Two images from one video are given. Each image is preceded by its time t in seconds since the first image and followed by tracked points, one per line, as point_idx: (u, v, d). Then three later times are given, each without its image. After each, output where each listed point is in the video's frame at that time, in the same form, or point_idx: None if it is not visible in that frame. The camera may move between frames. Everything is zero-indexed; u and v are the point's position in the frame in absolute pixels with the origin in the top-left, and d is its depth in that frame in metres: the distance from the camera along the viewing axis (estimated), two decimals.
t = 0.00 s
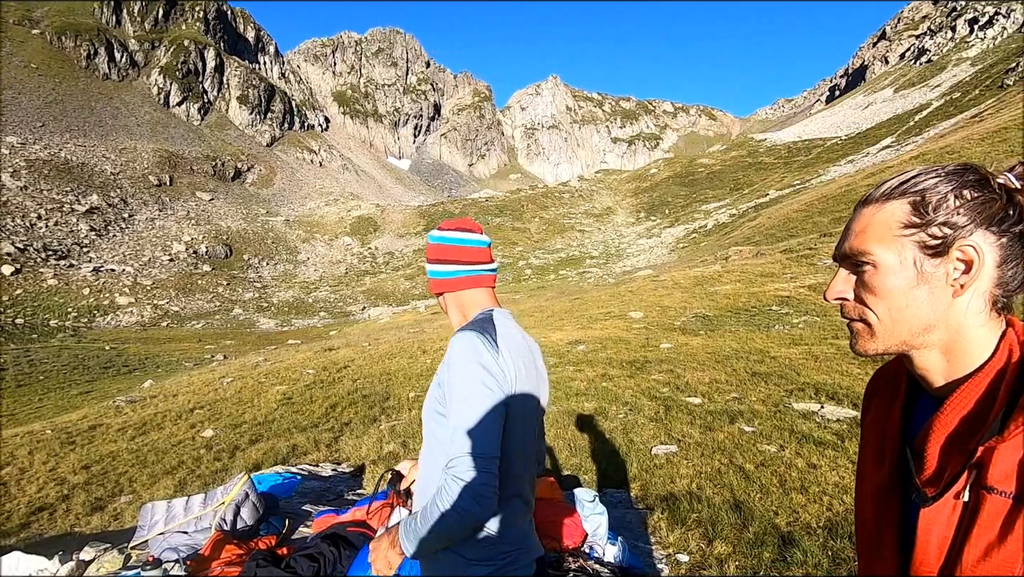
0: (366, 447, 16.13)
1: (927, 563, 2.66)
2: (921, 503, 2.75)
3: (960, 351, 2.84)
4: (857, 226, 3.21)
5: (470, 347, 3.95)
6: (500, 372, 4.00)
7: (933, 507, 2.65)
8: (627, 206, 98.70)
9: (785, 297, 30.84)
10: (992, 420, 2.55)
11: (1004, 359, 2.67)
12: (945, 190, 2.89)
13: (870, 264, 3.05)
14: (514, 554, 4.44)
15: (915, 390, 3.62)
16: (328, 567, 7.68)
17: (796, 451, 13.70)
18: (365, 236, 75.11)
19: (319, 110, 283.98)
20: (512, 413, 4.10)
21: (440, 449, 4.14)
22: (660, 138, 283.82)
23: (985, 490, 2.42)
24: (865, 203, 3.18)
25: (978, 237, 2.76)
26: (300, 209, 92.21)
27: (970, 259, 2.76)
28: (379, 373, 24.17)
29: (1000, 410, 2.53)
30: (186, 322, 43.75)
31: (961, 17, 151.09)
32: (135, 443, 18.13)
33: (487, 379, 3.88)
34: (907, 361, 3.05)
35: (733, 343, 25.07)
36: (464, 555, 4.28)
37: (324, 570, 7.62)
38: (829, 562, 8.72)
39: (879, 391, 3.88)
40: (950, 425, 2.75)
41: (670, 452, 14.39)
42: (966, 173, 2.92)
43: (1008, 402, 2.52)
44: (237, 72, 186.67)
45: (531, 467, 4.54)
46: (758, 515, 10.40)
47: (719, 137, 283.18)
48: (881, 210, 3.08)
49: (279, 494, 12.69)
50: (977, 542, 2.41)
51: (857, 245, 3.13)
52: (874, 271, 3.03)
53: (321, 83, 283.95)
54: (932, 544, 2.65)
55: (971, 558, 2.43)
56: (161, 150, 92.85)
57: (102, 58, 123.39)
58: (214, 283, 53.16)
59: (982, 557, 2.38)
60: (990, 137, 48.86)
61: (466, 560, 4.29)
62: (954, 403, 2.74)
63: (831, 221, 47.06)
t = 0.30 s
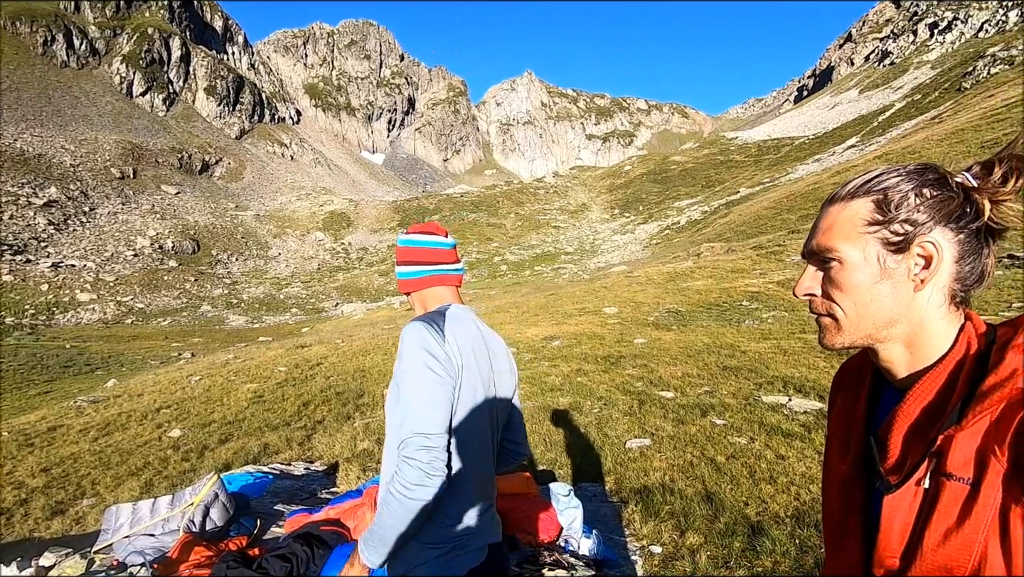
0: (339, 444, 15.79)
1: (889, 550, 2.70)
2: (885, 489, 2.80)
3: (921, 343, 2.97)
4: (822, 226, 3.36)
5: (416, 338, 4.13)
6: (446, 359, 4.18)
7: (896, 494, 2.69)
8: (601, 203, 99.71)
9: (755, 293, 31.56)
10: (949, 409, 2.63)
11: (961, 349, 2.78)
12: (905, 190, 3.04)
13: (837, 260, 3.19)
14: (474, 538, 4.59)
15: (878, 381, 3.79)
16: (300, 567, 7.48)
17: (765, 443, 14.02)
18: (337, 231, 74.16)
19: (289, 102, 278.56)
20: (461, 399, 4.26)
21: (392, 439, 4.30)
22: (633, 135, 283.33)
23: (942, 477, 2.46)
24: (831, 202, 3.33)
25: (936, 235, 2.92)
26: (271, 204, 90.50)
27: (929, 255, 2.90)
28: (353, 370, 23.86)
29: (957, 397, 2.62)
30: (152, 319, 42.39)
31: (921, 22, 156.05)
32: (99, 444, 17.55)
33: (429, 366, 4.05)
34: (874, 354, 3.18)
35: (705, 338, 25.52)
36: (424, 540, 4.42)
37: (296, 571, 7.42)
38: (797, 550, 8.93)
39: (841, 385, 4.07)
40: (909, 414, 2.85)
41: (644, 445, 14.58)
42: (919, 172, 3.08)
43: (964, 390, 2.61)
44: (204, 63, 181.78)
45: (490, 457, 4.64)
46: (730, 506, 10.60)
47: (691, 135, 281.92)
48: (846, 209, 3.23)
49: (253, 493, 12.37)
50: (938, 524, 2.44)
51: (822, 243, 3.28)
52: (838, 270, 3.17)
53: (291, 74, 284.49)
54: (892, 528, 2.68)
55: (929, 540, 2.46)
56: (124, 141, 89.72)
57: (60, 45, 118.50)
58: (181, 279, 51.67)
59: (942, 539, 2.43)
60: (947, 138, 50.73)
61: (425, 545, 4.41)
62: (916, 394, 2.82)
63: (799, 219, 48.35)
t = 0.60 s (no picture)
0: (315, 441, 15.48)
1: (861, 540, 2.79)
2: (857, 481, 2.87)
3: (893, 337, 3.04)
4: (799, 222, 3.41)
5: (383, 327, 4.11)
6: (414, 349, 4.15)
7: (867, 485, 2.75)
8: (580, 199, 100.46)
9: (730, 289, 32.10)
10: (921, 402, 2.70)
11: (931, 343, 2.86)
12: (879, 185, 3.11)
13: (813, 256, 3.24)
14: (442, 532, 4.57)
15: (850, 375, 3.89)
16: (274, 566, 7.41)
17: (739, 436, 14.30)
18: (314, 225, 73.30)
19: (264, 93, 273.87)
20: (428, 393, 4.26)
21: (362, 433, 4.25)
22: (613, 132, 284.00)
23: (914, 467, 2.54)
24: (807, 200, 3.39)
25: (909, 230, 3.00)
26: (245, 197, 89.00)
27: (902, 250, 2.98)
28: (330, 366, 23.57)
29: (930, 390, 2.69)
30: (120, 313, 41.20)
31: (892, 25, 159.60)
32: (64, 443, 17.00)
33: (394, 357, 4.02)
34: (846, 349, 3.24)
35: (681, 333, 25.87)
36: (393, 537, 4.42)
37: (270, 570, 7.35)
38: (768, 540, 9.11)
39: (816, 378, 4.16)
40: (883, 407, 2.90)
41: (620, 439, 14.74)
42: (884, 171, 3.14)
43: (937, 382, 2.69)
44: (176, 51, 177.31)
45: (461, 451, 4.68)
46: (704, 498, 10.80)
47: (669, 133, 283.99)
48: (820, 207, 3.29)
49: (226, 491, 11.98)
50: (908, 514, 2.53)
51: (799, 238, 3.32)
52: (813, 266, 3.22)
53: (267, 65, 284.33)
54: (864, 519, 2.78)
55: (899, 529, 2.57)
56: (91, 129, 86.85)
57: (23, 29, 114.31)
58: (151, 273, 50.35)
59: (914, 530, 2.50)
60: (916, 139, 52.12)
61: (392, 537, 4.40)
62: (889, 387, 2.89)
63: (773, 217, 49.32)
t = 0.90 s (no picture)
0: (295, 441, 15.24)
1: (843, 536, 2.91)
2: (840, 478, 2.97)
3: (875, 337, 3.13)
4: (782, 222, 3.47)
5: (381, 327, 4.09)
6: (415, 351, 4.17)
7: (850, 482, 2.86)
8: (563, 197, 100.88)
9: (710, 287, 32.52)
10: (902, 400, 2.78)
11: (913, 342, 2.95)
12: (861, 185, 3.18)
13: (797, 256, 3.30)
14: (435, 533, 4.60)
15: (831, 372, 3.99)
16: (253, 568, 7.36)
17: (719, 433, 14.51)
18: (294, 222, 72.46)
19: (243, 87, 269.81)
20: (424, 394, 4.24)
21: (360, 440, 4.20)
22: (595, 131, 283.99)
23: (895, 465, 2.64)
24: (791, 200, 3.46)
25: (892, 229, 3.08)
26: (223, 192, 87.78)
27: (886, 250, 3.06)
28: (311, 365, 23.29)
29: (910, 388, 2.78)
30: (94, 312, 40.28)
31: (868, 28, 162.37)
32: (35, 444, 16.54)
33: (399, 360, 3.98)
34: (831, 348, 3.32)
35: (662, 331, 26.14)
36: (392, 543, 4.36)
37: (249, 571, 7.30)
38: (748, 535, 9.27)
39: (798, 374, 4.27)
40: (864, 406, 2.97)
41: (603, 437, 14.85)
42: (869, 169, 3.24)
43: (918, 381, 2.78)
44: (151, 44, 173.69)
45: (449, 447, 4.75)
46: (685, 495, 10.94)
47: (651, 132, 283.93)
48: (805, 206, 3.35)
49: (204, 491, 11.75)
50: (891, 511, 2.62)
51: (786, 238, 3.37)
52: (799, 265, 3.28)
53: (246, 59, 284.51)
54: (846, 516, 2.88)
55: (881, 526, 2.66)
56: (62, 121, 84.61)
57: None
58: (126, 271, 49.28)
59: (895, 526, 2.61)
60: (891, 141, 53.22)
61: (389, 542, 4.37)
62: (871, 384, 2.96)
63: (753, 216, 50.04)
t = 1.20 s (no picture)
0: (281, 443, 15.05)
1: (827, 534, 2.96)
2: (825, 475, 3.03)
3: (858, 335, 3.18)
4: (769, 221, 3.50)
5: (418, 331, 3.75)
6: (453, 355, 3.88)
7: (833, 479, 2.93)
8: (551, 197, 101.26)
9: (696, 287, 32.81)
10: (885, 398, 2.84)
11: (894, 342, 3.01)
12: (845, 187, 3.22)
13: (782, 257, 3.33)
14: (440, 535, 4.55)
15: (814, 372, 4.03)
16: (237, 570, 7.32)
17: (705, 432, 14.64)
18: (280, 222, 71.86)
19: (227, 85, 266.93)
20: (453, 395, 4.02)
21: (357, 448, 4.14)
22: (583, 131, 283.96)
23: (878, 462, 2.68)
24: (778, 199, 3.50)
25: (875, 231, 3.14)
26: (207, 191, 86.86)
27: (867, 252, 3.12)
28: (296, 366, 23.08)
29: (894, 385, 2.83)
30: (74, 313, 39.60)
31: (850, 31, 164.38)
32: (13, 448, 16.18)
33: (442, 362, 3.69)
34: (814, 348, 3.38)
35: (649, 330, 26.31)
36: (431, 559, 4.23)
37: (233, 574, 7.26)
38: (733, 533, 9.36)
39: (784, 374, 4.31)
40: (847, 405, 3.03)
41: (590, 436, 14.91)
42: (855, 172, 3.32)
43: (900, 380, 2.83)
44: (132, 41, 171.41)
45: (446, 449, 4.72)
46: (671, 493, 11.04)
47: (638, 133, 283.97)
48: (793, 204, 3.39)
49: (187, 495, 11.57)
50: (874, 506, 2.67)
51: (772, 239, 3.40)
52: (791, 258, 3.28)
53: (230, 56, 284.69)
54: (829, 514, 2.94)
55: (865, 522, 2.72)
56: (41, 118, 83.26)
57: None
58: (107, 271, 48.52)
59: (878, 523, 2.64)
60: (872, 143, 54.06)
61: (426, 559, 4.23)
62: (855, 384, 3.02)
63: (738, 216, 50.59)
